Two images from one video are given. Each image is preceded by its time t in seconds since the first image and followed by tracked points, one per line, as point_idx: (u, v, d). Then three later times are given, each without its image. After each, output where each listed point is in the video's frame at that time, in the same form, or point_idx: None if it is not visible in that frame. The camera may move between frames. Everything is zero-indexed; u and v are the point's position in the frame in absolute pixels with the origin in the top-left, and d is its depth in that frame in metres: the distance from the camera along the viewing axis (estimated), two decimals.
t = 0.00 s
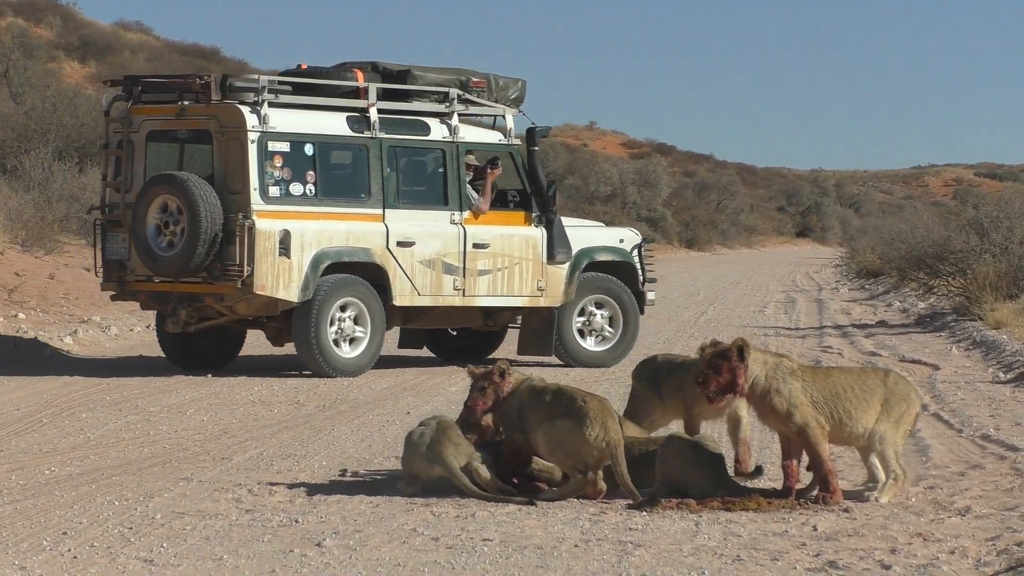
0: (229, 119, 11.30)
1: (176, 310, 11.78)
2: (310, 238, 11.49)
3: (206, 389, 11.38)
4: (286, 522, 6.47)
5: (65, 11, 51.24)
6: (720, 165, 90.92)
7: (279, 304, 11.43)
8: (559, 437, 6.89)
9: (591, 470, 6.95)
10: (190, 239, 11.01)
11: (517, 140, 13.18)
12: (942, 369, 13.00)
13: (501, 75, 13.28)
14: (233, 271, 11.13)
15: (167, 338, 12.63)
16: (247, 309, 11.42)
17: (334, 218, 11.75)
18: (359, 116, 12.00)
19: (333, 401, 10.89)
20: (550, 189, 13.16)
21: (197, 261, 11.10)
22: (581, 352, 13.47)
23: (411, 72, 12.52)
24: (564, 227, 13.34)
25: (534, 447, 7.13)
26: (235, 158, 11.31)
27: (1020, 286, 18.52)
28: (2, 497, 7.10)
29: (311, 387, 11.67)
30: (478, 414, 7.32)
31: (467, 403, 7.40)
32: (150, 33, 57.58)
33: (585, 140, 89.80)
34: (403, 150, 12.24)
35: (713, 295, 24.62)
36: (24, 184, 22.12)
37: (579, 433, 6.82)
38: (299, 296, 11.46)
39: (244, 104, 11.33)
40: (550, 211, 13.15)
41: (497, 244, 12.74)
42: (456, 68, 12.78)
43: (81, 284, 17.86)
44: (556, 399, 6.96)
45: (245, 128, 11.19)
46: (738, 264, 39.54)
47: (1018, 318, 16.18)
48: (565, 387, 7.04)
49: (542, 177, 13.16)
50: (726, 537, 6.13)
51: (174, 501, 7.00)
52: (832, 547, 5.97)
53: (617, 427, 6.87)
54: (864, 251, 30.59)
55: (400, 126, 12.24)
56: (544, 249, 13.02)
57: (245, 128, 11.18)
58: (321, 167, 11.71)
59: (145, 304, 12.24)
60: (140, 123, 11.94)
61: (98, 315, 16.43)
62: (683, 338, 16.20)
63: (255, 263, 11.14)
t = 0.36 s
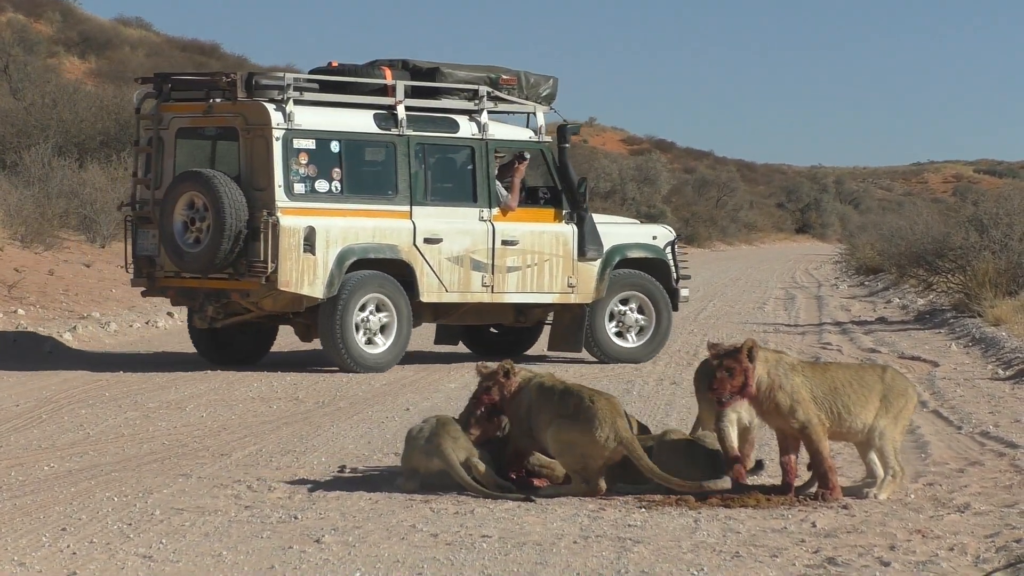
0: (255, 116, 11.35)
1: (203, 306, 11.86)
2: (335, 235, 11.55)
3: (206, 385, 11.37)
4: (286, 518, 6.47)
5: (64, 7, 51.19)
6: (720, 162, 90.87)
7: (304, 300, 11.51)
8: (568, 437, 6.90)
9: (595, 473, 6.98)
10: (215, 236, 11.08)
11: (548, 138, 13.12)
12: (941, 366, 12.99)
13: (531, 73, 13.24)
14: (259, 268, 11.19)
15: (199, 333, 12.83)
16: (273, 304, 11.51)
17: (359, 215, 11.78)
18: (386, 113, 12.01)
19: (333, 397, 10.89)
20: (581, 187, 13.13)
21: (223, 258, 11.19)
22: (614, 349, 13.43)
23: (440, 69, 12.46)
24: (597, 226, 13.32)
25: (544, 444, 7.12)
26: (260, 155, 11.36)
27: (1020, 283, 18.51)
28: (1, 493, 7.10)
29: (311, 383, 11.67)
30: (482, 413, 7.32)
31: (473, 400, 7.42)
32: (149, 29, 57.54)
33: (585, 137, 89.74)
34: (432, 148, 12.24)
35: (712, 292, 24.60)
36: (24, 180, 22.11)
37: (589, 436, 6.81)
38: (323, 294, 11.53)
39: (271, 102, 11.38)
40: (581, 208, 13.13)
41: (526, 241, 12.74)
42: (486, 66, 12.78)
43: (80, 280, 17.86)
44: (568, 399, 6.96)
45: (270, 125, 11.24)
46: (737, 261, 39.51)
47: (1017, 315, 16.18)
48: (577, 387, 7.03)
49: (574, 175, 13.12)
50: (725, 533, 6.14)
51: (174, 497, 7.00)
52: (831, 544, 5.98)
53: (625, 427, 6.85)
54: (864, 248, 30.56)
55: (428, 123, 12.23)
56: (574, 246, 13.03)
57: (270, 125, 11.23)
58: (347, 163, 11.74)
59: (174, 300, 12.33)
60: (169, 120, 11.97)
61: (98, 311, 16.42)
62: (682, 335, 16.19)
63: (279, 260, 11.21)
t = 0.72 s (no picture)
0: (280, 114, 11.39)
1: (230, 303, 11.98)
2: (360, 231, 11.59)
3: (207, 383, 11.37)
4: (287, 516, 6.47)
5: (65, 5, 51.18)
6: (721, 158, 90.81)
7: (328, 297, 11.56)
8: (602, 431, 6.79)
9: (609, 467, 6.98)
10: (240, 235, 11.15)
11: (578, 135, 13.05)
12: (942, 362, 12.99)
13: (562, 70, 13.14)
14: (284, 265, 11.27)
15: (229, 330, 12.88)
16: (297, 301, 11.57)
17: (385, 212, 11.82)
18: (413, 110, 12.00)
19: (334, 394, 10.88)
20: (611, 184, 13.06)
21: (250, 254, 11.28)
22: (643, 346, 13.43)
23: (468, 67, 12.47)
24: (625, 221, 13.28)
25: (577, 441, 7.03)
26: (286, 153, 11.38)
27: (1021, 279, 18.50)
28: (3, 491, 7.10)
29: (312, 380, 11.67)
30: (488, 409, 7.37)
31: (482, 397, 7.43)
32: (150, 27, 57.54)
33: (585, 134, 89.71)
34: (459, 145, 12.24)
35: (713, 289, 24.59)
36: (25, 178, 22.12)
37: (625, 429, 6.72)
38: (348, 289, 11.58)
39: (295, 100, 11.40)
40: (611, 205, 13.07)
41: (554, 237, 12.70)
42: (514, 63, 12.79)
43: (82, 278, 17.86)
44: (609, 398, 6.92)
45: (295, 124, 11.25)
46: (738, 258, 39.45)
47: (1019, 311, 16.17)
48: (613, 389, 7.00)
49: (602, 172, 13.07)
50: (727, 530, 6.14)
51: (176, 494, 7.00)
52: (833, 540, 5.98)
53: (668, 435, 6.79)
54: (865, 244, 30.54)
55: (454, 120, 12.24)
56: (603, 242, 13.00)
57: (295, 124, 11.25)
58: (373, 161, 11.77)
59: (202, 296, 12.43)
60: (198, 118, 12.11)
61: (99, 308, 16.42)
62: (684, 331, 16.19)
63: (303, 257, 11.27)
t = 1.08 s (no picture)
0: (305, 113, 11.42)
1: (257, 300, 12.06)
2: (385, 230, 11.61)
3: (208, 382, 11.38)
4: (288, 514, 6.47)
5: (64, 4, 51.16)
6: (721, 155, 90.75)
7: (353, 296, 11.57)
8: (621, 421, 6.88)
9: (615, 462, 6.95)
10: (264, 234, 11.24)
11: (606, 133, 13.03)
12: (943, 357, 12.98)
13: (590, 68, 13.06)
14: (308, 263, 11.32)
15: (260, 329, 12.92)
16: (323, 300, 11.62)
17: (411, 210, 11.84)
18: (439, 110, 12.00)
19: (335, 392, 10.88)
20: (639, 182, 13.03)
21: (275, 253, 11.33)
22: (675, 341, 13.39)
23: (494, 66, 12.41)
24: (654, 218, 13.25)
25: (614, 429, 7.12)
26: (311, 152, 11.42)
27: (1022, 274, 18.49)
28: (4, 491, 7.10)
29: (313, 378, 11.68)
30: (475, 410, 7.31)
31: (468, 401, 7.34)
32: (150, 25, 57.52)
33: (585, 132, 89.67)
34: (486, 144, 12.24)
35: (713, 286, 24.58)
36: (25, 178, 22.11)
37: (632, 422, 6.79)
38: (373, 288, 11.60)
39: (320, 100, 11.44)
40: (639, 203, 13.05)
41: (580, 235, 12.68)
42: (541, 62, 12.72)
43: (82, 277, 17.86)
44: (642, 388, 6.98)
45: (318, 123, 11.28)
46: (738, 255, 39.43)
47: (1019, 306, 16.16)
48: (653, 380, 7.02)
49: (629, 169, 13.06)
50: (728, 527, 6.13)
51: (177, 493, 7.00)
52: (834, 536, 5.98)
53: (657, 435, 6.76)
54: (865, 241, 30.51)
55: (480, 118, 12.23)
56: (632, 241, 12.97)
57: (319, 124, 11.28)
58: (398, 160, 11.77)
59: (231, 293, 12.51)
60: (226, 117, 12.17)
61: (100, 308, 16.42)
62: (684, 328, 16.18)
63: (327, 255, 11.31)
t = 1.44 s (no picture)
0: (328, 112, 11.41)
1: (283, 298, 12.09)
2: (408, 229, 11.62)
3: (209, 381, 11.38)
4: (291, 514, 6.47)
5: (64, 5, 51.16)
6: (721, 152, 90.70)
7: (376, 293, 11.58)
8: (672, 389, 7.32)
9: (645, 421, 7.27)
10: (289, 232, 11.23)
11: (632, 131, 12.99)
12: (944, 354, 12.97)
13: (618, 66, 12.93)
14: (332, 262, 11.33)
15: (288, 328, 12.96)
16: (347, 298, 11.63)
17: (436, 208, 11.85)
18: (464, 108, 11.99)
19: (337, 391, 10.88)
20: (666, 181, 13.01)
21: (298, 250, 11.33)
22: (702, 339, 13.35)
23: (520, 65, 12.37)
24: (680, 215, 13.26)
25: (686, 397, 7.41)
26: (334, 151, 11.42)
27: None
28: (6, 492, 7.10)
29: (314, 377, 11.68)
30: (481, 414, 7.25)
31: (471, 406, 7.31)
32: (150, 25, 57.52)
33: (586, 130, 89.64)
34: (511, 143, 12.23)
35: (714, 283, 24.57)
36: (26, 178, 22.11)
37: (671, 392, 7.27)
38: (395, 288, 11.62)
39: (343, 99, 11.44)
40: (666, 201, 13.04)
41: (606, 233, 12.68)
42: (567, 60, 12.66)
43: (83, 277, 17.85)
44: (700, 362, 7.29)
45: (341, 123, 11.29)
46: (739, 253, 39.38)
47: (1020, 302, 16.14)
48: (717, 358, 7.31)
49: (657, 168, 13.04)
50: (730, 524, 6.13)
51: (179, 493, 7.00)
52: (836, 534, 5.98)
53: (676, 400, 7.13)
54: (866, 237, 30.48)
55: (505, 117, 12.22)
56: (660, 239, 12.96)
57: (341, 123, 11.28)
58: (422, 158, 11.78)
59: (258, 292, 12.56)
60: (252, 117, 12.18)
61: (101, 308, 16.41)
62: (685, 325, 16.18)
63: (350, 254, 11.31)
